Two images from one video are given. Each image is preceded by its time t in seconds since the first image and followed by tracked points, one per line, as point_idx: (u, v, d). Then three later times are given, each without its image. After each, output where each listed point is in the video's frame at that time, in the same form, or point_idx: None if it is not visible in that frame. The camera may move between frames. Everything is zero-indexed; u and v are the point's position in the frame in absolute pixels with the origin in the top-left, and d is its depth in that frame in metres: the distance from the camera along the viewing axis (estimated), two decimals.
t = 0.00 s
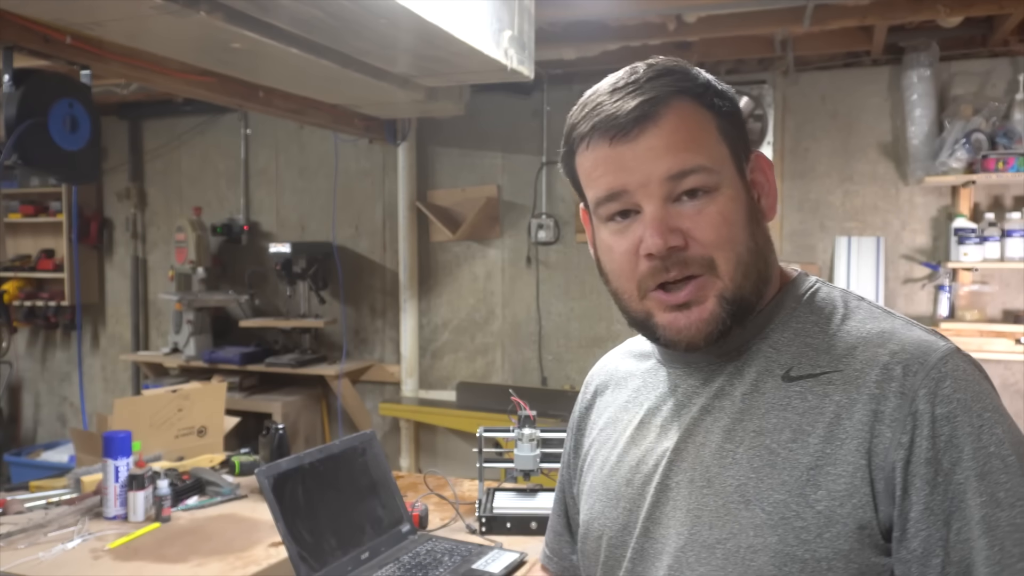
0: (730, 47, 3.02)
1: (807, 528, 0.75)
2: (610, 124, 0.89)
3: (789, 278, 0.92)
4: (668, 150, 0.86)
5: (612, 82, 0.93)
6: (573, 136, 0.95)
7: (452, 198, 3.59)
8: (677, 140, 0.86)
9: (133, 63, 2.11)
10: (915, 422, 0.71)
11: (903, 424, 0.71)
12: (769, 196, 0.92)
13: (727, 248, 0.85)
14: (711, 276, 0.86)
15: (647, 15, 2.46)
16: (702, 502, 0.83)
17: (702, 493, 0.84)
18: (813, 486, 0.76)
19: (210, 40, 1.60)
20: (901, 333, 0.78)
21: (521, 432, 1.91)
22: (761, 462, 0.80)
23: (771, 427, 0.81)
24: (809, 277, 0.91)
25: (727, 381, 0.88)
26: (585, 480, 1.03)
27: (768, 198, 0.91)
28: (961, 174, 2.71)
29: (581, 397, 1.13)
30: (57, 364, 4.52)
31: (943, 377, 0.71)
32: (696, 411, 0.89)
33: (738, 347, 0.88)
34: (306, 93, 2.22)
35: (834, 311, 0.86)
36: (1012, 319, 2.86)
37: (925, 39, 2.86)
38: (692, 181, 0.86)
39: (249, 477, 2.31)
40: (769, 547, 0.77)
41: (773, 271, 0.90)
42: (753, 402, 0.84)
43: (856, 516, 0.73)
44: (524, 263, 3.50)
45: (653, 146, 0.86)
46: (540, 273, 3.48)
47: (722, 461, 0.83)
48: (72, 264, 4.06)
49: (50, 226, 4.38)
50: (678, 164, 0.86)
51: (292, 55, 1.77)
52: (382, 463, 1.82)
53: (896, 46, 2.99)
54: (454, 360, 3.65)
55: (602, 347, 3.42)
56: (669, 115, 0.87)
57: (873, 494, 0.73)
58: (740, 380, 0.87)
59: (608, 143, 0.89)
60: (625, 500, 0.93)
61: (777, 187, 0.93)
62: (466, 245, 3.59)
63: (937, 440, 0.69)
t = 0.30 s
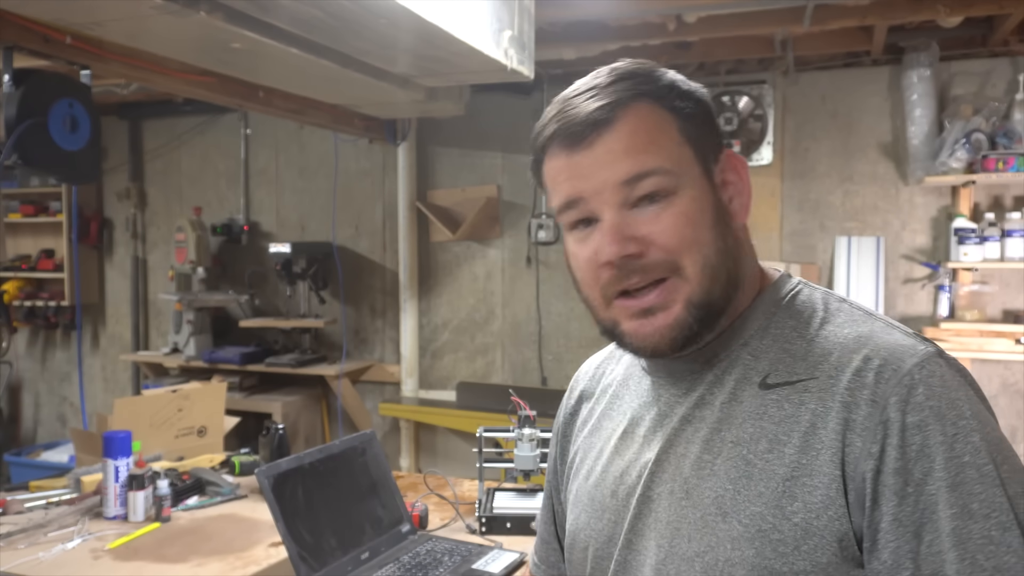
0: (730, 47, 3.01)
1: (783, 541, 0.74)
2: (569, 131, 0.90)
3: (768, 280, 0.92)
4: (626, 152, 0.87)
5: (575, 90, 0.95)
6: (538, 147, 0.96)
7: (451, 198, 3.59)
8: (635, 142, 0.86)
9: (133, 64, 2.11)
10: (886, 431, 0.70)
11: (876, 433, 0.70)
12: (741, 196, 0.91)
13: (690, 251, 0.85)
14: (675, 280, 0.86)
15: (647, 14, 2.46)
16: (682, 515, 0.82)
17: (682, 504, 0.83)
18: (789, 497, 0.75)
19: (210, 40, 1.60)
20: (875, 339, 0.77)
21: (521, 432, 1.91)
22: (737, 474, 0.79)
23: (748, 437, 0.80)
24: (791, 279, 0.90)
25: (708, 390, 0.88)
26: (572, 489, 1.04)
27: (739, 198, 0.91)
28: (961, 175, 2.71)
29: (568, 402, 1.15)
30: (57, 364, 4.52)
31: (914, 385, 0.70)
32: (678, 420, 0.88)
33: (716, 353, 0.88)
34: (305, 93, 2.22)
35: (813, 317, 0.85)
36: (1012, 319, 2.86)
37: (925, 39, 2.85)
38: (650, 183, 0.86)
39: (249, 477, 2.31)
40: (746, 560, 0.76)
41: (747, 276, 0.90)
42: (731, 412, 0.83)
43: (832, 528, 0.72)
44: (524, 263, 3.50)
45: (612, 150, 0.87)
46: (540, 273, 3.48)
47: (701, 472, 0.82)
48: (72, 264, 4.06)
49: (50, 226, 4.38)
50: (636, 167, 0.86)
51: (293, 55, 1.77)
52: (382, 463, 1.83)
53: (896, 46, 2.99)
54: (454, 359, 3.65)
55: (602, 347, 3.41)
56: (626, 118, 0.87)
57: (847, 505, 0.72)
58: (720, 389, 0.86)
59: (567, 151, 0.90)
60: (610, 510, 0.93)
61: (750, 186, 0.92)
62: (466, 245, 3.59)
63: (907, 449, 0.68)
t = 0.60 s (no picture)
0: (730, 47, 3.01)
1: (783, 557, 0.72)
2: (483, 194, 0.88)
3: (774, 284, 0.84)
4: (519, 223, 0.82)
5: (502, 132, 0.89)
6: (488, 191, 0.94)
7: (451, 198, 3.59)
8: (525, 214, 0.81)
9: (133, 63, 2.11)
10: (902, 451, 0.66)
11: (890, 452, 0.67)
12: (669, 233, 0.77)
13: (593, 316, 0.80)
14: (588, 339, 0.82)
15: (647, 15, 2.46)
16: (679, 524, 0.79)
17: (677, 513, 0.79)
18: (790, 512, 0.72)
19: (210, 40, 1.60)
20: (892, 352, 0.72)
21: (521, 432, 1.91)
22: (737, 484, 0.76)
23: (750, 447, 0.76)
24: (800, 282, 0.85)
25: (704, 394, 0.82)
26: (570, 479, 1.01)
27: (661, 246, 0.77)
28: (961, 175, 2.71)
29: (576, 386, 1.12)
30: (57, 364, 4.52)
31: (934, 404, 0.66)
32: (671, 422, 0.83)
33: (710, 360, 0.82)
34: (305, 93, 2.22)
35: (821, 322, 0.80)
36: (1012, 319, 2.86)
37: (925, 39, 2.85)
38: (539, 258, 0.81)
39: (249, 477, 2.31)
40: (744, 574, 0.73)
41: (682, 322, 0.81)
42: (733, 420, 0.78)
43: (833, 546, 0.70)
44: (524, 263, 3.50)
45: (509, 221, 0.83)
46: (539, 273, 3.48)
47: (699, 480, 0.79)
48: (72, 264, 4.05)
49: (50, 226, 4.38)
50: (528, 239, 0.81)
51: (293, 55, 1.77)
52: (382, 463, 1.82)
53: (896, 46, 2.98)
54: (454, 359, 3.65)
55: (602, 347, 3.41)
56: (516, 188, 0.82)
57: (852, 524, 0.70)
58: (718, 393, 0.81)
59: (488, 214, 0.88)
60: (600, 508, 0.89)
61: (681, 226, 0.77)
62: (466, 245, 3.59)
63: (927, 471, 0.65)
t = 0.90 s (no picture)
0: (730, 47, 3.01)
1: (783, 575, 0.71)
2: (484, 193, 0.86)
3: (781, 287, 0.84)
4: (520, 224, 0.81)
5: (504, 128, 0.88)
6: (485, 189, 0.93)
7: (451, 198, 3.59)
8: (526, 214, 0.81)
9: (133, 64, 2.11)
10: (906, 471, 0.65)
11: (893, 472, 0.66)
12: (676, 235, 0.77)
13: (596, 320, 0.80)
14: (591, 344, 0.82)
15: (647, 15, 2.45)
16: (677, 537, 0.78)
17: (676, 525, 0.79)
18: (790, 531, 0.71)
19: (210, 40, 1.60)
20: (899, 366, 0.71)
21: (521, 432, 1.91)
22: (738, 499, 0.75)
23: (751, 461, 0.76)
24: (809, 287, 0.84)
25: (707, 403, 0.81)
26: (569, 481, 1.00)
27: (670, 245, 0.77)
28: (961, 174, 2.71)
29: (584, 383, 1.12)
30: (57, 365, 4.52)
31: (941, 422, 0.65)
32: (673, 431, 0.83)
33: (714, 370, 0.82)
34: (305, 93, 2.22)
35: (828, 331, 0.79)
36: (1012, 319, 2.86)
37: (925, 39, 2.85)
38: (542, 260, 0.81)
39: (249, 477, 2.31)
40: None
41: (691, 323, 0.81)
42: (735, 431, 0.78)
43: (834, 568, 0.69)
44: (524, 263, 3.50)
45: (509, 223, 0.83)
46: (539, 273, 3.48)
47: (699, 493, 0.78)
48: (72, 264, 4.06)
49: (50, 226, 4.38)
50: (528, 244, 0.81)
51: (292, 55, 1.77)
52: (382, 463, 1.82)
53: (896, 47, 2.99)
54: (454, 360, 3.65)
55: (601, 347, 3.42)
56: (516, 187, 0.82)
57: (853, 545, 0.69)
58: (721, 402, 0.80)
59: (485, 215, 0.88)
60: (598, 516, 0.89)
61: (689, 223, 0.77)
62: (466, 245, 3.59)
63: (931, 493, 0.64)
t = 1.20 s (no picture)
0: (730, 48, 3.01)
1: None
2: (505, 176, 0.83)
3: (793, 288, 0.83)
4: (546, 205, 0.78)
5: (526, 111, 0.85)
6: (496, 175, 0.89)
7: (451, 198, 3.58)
8: (554, 194, 0.78)
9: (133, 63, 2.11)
10: (929, 479, 0.65)
11: (915, 481, 0.66)
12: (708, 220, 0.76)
13: (624, 306, 0.77)
14: (613, 331, 0.79)
15: (647, 15, 2.45)
16: (692, 546, 0.78)
17: (691, 533, 0.78)
18: (811, 540, 0.71)
19: (210, 40, 1.60)
20: (917, 371, 0.71)
21: (521, 432, 1.91)
22: (755, 507, 0.74)
23: (768, 469, 0.75)
24: (820, 287, 0.83)
25: (720, 409, 0.81)
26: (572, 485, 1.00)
27: (702, 229, 0.76)
28: (961, 174, 2.71)
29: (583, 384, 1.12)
30: (57, 365, 4.52)
31: (963, 430, 0.65)
32: (685, 438, 0.82)
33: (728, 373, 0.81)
34: (305, 93, 2.22)
35: (843, 334, 0.78)
36: (1012, 319, 2.86)
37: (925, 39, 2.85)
38: (570, 241, 0.77)
39: (249, 477, 2.31)
40: None
41: (715, 315, 0.80)
42: (750, 438, 0.77)
43: None
44: (524, 263, 3.50)
45: (533, 204, 0.79)
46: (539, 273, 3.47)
47: (714, 501, 0.77)
48: (72, 264, 4.06)
49: (50, 226, 4.38)
50: (552, 226, 0.78)
51: (293, 56, 1.77)
52: (382, 463, 1.83)
53: (896, 46, 2.99)
54: (454, 359, 3.65)
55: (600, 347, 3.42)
56: (545, 166, 0.78)
57: (876, 553, 0.68)
58: (735, 410, 0.80)
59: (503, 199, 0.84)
60: (608, 523, 0.88)
61: (723, 209, 0.76)
62: (466, 245, 3.59)
63: (956, 501, 0.64)
